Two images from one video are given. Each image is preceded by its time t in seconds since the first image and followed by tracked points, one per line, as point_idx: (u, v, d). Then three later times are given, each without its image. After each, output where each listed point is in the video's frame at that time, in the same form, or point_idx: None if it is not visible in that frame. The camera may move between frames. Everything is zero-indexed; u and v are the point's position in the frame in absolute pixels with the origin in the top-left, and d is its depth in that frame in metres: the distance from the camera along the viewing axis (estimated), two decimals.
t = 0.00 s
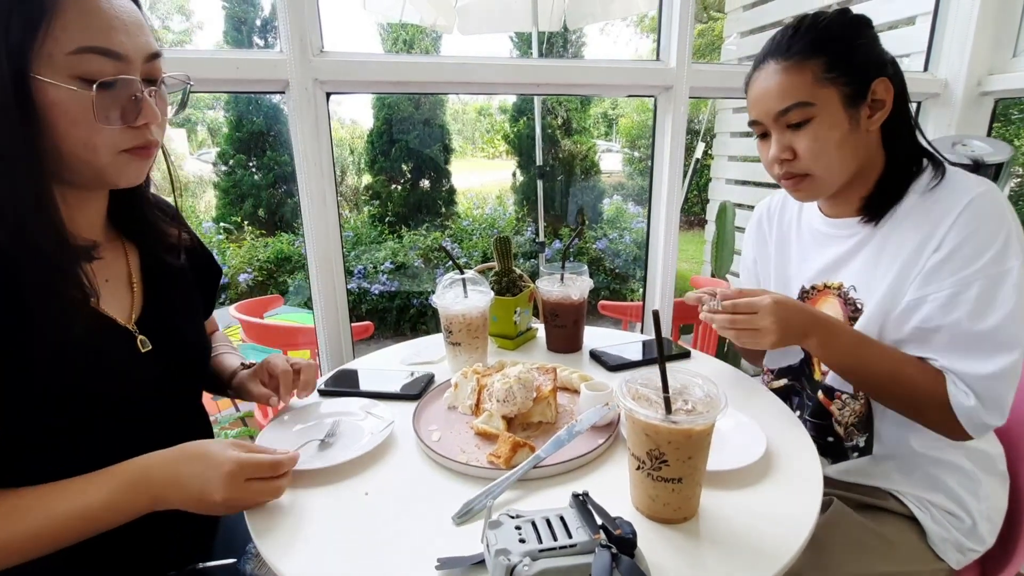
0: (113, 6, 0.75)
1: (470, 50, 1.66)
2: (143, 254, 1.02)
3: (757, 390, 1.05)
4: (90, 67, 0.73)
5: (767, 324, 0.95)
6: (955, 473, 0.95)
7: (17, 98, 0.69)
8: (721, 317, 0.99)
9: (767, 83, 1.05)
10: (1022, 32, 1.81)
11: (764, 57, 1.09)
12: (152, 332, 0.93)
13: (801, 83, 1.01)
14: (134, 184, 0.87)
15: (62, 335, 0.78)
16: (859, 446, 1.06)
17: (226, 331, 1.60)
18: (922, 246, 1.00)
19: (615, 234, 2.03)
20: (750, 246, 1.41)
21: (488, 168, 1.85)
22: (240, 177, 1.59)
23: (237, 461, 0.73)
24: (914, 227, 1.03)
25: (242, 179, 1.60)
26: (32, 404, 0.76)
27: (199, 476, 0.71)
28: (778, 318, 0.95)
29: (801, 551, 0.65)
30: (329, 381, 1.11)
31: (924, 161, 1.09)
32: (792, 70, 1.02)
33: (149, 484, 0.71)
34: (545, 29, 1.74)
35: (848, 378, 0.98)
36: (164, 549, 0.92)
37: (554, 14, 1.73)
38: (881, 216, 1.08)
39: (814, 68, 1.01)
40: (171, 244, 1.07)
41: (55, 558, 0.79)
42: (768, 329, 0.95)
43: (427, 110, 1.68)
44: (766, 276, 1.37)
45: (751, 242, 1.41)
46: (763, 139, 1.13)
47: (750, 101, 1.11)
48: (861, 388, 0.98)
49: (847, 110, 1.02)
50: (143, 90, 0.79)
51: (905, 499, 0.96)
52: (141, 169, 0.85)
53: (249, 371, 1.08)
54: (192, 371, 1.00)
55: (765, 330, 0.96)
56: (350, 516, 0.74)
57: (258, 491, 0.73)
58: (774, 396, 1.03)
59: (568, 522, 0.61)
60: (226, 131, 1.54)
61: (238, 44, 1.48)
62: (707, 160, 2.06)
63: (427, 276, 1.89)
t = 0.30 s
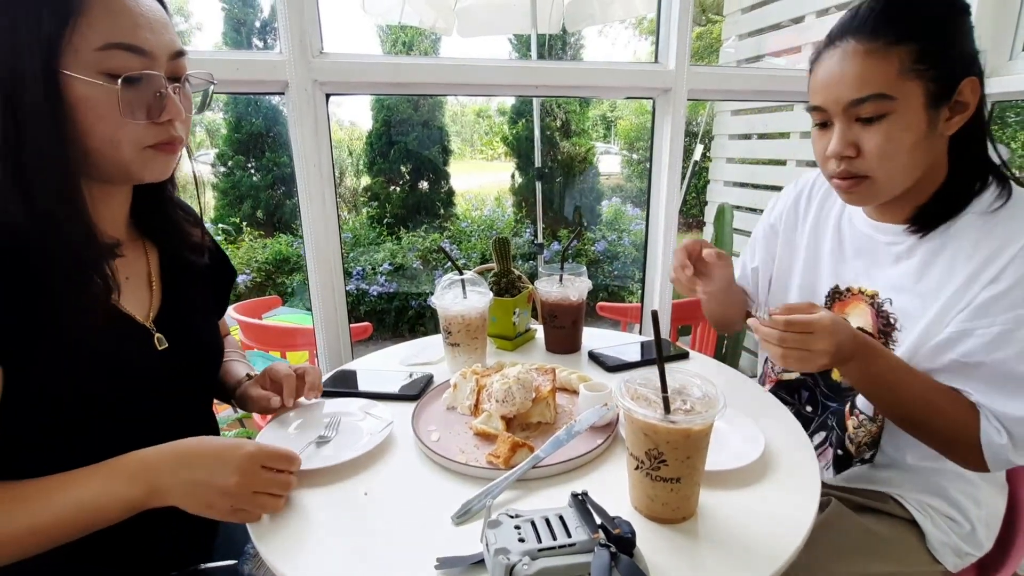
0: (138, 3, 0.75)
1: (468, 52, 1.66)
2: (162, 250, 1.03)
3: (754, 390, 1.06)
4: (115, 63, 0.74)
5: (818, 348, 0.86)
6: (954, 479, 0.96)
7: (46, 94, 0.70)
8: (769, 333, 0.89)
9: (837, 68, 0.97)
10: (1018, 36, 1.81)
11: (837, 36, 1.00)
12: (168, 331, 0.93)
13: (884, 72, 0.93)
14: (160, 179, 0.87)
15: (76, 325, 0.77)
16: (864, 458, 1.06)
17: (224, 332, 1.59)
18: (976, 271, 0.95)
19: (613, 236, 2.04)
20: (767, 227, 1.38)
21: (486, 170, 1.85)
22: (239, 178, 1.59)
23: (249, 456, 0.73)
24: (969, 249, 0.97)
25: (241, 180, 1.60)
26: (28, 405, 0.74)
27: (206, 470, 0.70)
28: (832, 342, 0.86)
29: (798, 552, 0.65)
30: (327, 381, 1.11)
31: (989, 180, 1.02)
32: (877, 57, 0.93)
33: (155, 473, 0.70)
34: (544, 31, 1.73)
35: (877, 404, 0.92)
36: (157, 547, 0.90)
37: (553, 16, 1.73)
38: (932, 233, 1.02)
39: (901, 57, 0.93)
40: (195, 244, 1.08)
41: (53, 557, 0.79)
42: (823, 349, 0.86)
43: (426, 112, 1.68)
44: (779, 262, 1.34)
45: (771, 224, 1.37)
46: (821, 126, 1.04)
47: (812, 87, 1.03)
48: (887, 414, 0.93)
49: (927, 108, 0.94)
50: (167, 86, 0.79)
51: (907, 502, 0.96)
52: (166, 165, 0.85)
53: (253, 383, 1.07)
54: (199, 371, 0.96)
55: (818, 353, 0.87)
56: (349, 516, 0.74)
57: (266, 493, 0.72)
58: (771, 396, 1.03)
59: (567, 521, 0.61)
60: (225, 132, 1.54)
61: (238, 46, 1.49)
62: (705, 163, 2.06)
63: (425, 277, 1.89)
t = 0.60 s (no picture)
0: None
1: (467, 53, 1.66)
2: (177, 248, 1.04)
3: (752, 389, 1.06)
4: (140, 57, 0.73)
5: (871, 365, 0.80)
6: (955, 481, 0.95)
7: (79, 89, 0.70)
8: (817, 352, 0.82)
9: (905, 57, 0.86)
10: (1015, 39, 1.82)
11: (914, 16, 0.89)
12: (184, 327, 0.93)
13: (966, 65, 0.82)
14: (180, 176, 0.88)
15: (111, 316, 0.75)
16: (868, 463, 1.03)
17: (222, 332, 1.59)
18: None
19: (612, 237, 2.04)
20: (768, 201, 1.21)
21: (485, 171, 1.85)
22: (238, 179, 1.60)
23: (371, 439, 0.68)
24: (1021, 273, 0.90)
25: (239, 180, 1.60)
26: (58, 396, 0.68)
27: (331, 465, 0.66)
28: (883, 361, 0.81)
29: (795, 549, 0.65)
30: (326, 380, 1.12)
31: None
32: (960, 47, 0.82)
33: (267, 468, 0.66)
34: (543, 33, 1.72)
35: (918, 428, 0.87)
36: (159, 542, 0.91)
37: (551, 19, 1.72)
38: (982, 251, 0.94)
39: (988, 50, 0.81)
40: (211, 240, 1.09)
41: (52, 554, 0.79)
42: (871, 368, 0.81)
43: (424, 113, 1.69)
44: (777, 246, 1.19)
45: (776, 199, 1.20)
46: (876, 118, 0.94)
47: (875, 73, 0.93)
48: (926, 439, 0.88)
49: (1004, 113, 0.83)
50: (190, 80, 0.79)
51: (907, 504, 0.95)
52: (189, 159, 0.85)
53: (252, 380, 1.09)
54: (201, 371, 0.94)
55: (869, 374, 0.81)
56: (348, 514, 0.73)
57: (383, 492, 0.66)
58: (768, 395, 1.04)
59: (566, 518, 0.61)
60: (224, 133, 1.54)
61: (237, 46, 1.49)
62: (703, 164, 2.07)
63: (424, 278, 1.88)
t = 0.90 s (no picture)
0: None
1: (463, 54, 1.66)
2: (174, 247, 1.03)
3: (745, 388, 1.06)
4: (146, 53, 0.73)
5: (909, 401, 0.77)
6: (951, 485, 0.95)
7: (85, 86, 0.70)
8: (846, 385, 0.79)
9: (915, 67, 0.84)
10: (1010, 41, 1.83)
11: (922, 22, 0.86)
12: (184, 324, 0.93)
13: (977, 77, 0.80)
14: (185, 171, 0.88)
15: (115, 315, 0.75)
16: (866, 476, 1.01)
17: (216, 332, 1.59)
18: None
19: (608, 238, 2.04)
20: (757, 215, 1.16)
21: (481, 172, 1.85)
22: (233, 180, 1.59)
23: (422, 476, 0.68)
24: None
25: (234, 181, 1.59)
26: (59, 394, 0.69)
27: (384, 491, 0.66)
28: (919, 393, 0.78)
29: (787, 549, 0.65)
30: (320, 380, 1.11)
31: None
32: (973, 57, 0.80)
33: (320, 485, 0.66)
34: (539, 34, 1.73)
35: (945, 448, 0.86)
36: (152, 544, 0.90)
37: (547, 20, 1.72)
38: (991, 266, 0.94)
39: (1003, 61, 0.80)
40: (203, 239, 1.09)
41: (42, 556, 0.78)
42: (910, 400, 0.77)
43: (421, 114, 1.69)
44: (766, 263, 1.16)
45: (764, 213, 1.16)
46: (880, 130, 0.91)
47: (877, 83, 0.91)
48: (951, 458, 0.87)
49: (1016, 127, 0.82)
50: (193, 76, 0.79)
51: (902, 508, 0.94)
52: (191, 155, 0.86)
53: (245, 381, 1.09)
54: (201, 371, 0.94)
55: (906, 407, 0.78)
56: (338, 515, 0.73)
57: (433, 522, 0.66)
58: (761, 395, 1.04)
59: (557, 518, 0.61)
60: (219, 134, 1.54)
61: (232, 47, 1.49)
62: (699, 166, 2.07)
63: (420, 279, 1.88)
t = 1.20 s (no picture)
0: None
1: (459, 55, 1.66)
2: (166, 248, 1.02)
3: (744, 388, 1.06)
4: (141, 53, 0.73)
5: (892, 403, 0.77)
6: (945, 482, 0.95)
7: (76, 87, 0.69)
8: (833, 386, 0.78)
9: (889, 78, 0.83)
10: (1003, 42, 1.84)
11: (894, 32, 0.86)
12: (177, 326, 0.93)
13: (949, 89, 0.80)
14: (176, 174, 0.87)
15: (116, 319, 0.75)
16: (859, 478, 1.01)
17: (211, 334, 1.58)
18: None
19: (605, 239, 2.04)
20: (747, 220, 1.16)
21: (478, 173, 1.85)
22: (229, 181, 1.59)
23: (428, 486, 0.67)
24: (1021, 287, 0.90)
25: (230, 183, 1.59)
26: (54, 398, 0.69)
27: (390, 500, 0.66)
28: (904, 393, 0.78)
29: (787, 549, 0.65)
30: (317, 381, 1.11)
31: None
32: (944, 69, 0.80)
33: (321, 495, 0.65)
34: (535, 35, 1.73)
35: (931, 450, 0.86)
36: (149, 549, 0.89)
37: (543, 21, 1.73)
38: (976, 268, 0.95)
39: (975, 72, 0.80)
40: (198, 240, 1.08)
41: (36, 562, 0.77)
42: (896, 403, 0.77)
43: (417, 115, 1.68)
44: (757, 267, 1.16)
45: (755, 218, 1.16)
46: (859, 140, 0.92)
47: (853, 93, 0.91)
48: (938, 460, 0.87)
49: (991, 137, 0.83)
50: (187, 77, 0.78)
51: (898, 507, 0.94)
52: (185, 155, 0.85)
53: (240, 384, 1.08)
54: (197, 372, 0.94)
55: (892, 410, 0.78)
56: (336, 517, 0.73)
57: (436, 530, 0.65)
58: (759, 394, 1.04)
59: (557, 519, 0.61)
60: (215, 135, 1.54)
61: (227, 47, 1.48)
62: (696, 167, 2.07)
63: (417, 280, 1.88)
